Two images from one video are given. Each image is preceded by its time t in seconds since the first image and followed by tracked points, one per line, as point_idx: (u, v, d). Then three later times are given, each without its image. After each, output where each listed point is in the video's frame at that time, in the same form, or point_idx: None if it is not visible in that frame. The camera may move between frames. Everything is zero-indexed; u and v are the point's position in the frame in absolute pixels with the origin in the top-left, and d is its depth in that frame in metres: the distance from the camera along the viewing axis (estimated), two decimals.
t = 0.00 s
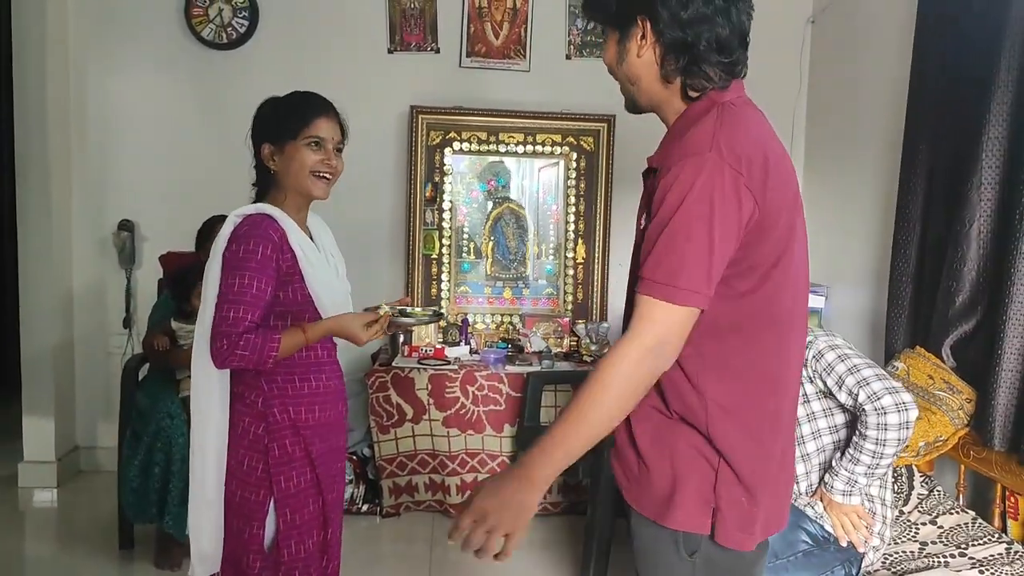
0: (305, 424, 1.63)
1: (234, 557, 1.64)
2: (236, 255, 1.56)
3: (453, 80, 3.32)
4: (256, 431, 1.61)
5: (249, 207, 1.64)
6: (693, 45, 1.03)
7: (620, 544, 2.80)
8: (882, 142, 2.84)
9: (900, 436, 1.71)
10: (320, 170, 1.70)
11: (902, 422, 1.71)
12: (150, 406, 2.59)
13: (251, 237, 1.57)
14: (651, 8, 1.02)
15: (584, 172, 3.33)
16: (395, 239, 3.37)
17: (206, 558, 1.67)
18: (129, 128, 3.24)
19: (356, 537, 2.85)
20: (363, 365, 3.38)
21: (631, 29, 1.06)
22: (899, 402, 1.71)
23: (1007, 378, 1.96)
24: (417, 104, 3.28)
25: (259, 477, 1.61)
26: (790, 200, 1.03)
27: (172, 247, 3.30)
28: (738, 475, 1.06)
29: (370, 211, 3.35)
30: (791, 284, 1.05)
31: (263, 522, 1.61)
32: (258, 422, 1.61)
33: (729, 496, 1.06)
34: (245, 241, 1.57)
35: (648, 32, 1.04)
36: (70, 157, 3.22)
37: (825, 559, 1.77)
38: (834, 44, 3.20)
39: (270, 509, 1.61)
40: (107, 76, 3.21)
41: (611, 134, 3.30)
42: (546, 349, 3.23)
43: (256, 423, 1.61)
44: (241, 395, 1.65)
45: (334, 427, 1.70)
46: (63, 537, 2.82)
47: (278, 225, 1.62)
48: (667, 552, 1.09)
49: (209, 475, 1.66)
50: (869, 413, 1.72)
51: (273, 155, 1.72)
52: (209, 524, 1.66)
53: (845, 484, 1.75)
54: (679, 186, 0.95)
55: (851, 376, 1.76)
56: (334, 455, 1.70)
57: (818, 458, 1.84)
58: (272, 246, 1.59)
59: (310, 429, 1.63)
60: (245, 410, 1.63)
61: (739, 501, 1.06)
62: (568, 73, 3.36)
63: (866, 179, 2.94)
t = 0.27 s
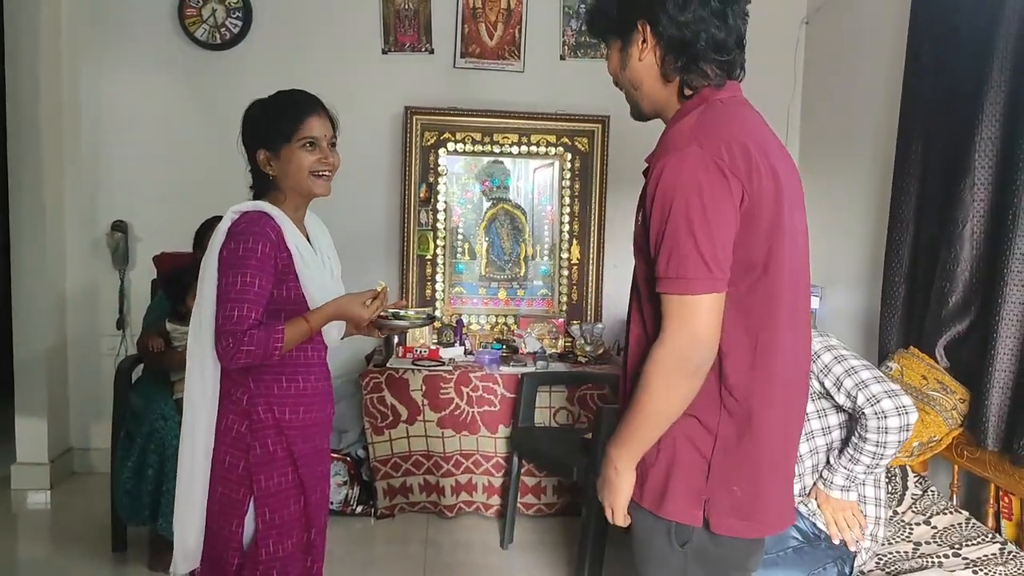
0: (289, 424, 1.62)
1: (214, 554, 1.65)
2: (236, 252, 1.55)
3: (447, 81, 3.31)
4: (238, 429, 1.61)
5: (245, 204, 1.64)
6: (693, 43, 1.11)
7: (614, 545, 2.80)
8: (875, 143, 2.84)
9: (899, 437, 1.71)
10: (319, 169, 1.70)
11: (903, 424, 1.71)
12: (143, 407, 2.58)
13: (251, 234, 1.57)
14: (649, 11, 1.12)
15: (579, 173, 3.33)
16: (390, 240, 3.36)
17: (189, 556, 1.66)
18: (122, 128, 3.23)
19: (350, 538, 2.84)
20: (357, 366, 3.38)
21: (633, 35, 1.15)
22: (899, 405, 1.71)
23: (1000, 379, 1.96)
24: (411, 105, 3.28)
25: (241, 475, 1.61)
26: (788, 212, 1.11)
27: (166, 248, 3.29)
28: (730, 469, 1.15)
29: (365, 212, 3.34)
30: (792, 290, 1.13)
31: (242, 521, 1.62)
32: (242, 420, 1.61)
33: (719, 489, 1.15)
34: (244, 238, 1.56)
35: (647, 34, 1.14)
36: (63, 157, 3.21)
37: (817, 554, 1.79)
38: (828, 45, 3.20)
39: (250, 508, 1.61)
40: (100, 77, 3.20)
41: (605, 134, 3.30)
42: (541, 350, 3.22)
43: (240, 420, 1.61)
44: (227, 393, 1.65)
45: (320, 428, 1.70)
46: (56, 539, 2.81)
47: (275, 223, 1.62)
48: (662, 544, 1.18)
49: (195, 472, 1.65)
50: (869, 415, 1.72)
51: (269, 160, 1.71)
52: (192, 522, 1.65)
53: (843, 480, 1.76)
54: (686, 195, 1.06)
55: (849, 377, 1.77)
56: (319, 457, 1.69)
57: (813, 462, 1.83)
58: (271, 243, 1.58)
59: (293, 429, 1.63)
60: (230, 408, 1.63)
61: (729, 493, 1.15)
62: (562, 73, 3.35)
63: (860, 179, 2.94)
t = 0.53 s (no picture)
0: (281, 425, 1.62)
1: (206, 553, 1.65)
2: (219, 253, 1.55)
3: (444, 81, 3.31)
4: (230, 429, 1.61)
5: (230, 205, 1.64)
6: (701, 53, 1.16)
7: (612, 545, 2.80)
8: (872, 143, 2.84)
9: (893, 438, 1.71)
10: (313, 168, 1.70)
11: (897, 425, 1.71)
12: (140, 408, 2.58)
13: (235, 234, 1.56)
14: (659, 23, 1.16)
15: (576, 173, 3.33)
16: (387, 240, 3.36)
17: (182, 557, 1.66)
18: (118, 129, 3.23)
19: (347, 539, 2.84)
20: (354, 366, 3.38)
21: (643, 44, 1.20)
22: (892, 406, 1.71)
23: (997, 379, 1.96)
24: (408, 105, 3.28)
25: (232, 476, 1.60)
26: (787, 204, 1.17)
27: (163, 248, 3.29)
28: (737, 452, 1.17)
29: (362, 212, 3.34)
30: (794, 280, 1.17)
31: (235, 521, 1.61)
32: (233, 420, 1.61)
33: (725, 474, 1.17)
34: (227, 238, 1.56)
35: (657, 45, 1.18)
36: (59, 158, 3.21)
37: (813, 556, 1.78)
38: (824, 45, 3.21)
39: (243, 509, 1.61)
40: (96, 77, 3.20)
41: (602, 135, 3.30)
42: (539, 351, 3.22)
43: (231, 421, 1.61)
44: (219, 394, 1.65)
45: (315, 428, 1.69)
46: (52, 541, 2.81)
47: (261, 223, 1.62)
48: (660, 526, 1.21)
49: (188, 473, 1.65)
50: (863, 415, 1.72)
51: (264, 155, 1.70)
52: (185, 522, 1.65)
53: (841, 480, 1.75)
54: (702, 182, 1.10)
55: (844, 379, 1.77)
56: (314, 457, 1.69)
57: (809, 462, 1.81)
58: (254, 243, 1.58)
59: (285, 429, 1.62)
60: (221, 408, 1.63)
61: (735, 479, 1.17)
62: (559, 74, 3.35)
63: (856, 179, 2.95)
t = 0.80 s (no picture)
0: (278, 425, 1.62)
1: (206, 553, 1.65)
2: (209, 251, 1.55)
3: (443, 81, 3.31)
4: (227, 429, 1.61)
5: (223, 206, 1.64)
6: (698, 53, 1.19)
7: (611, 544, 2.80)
8: (871, 142, 2.84)
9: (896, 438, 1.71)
10: (310, 165, 1.70)
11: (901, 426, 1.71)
12: (139, 407, 2.58)
13: (225, 233, 1.56)
14: (654, 32, 1.20)
15: (576, 172, 3.33)
16: (386, 240, 3.36)
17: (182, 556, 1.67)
18: (117, 128, 3.23)
19: (346, 539, 2.84)
20: (354, 366, 3.38)
21: (640, 55, 1.23)
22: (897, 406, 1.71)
23: (996, 378, 1.96)
24: (407, 105, 3.28)
25: (229, 475, 1.61)
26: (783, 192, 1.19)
27: (162, 248, 3.29)
28: (731, 434, 1.19)
29: (361, 212, 3.34)
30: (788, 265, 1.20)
31: (232, 519, 1.61)
32: (230, 419, 1.61)
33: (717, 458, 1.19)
34: (217, 236, 1.56)
35: (655, 52, 1.21)
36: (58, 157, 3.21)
37: (815, 555, 1.79)
38: (824, 45, 3.21)
39: (239, 507, 1.61)
40: (95, 77, 3.20)
41: (602, 134, 3.30)
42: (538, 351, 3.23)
43: (228, 420, 1.61)
44: (217, 392, 1.64)
45: (313, 427, 1.69)
46: (51, 541, 2.81)
47: (254, 222, 1.61)
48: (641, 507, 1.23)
49: (186, 471, 1.66)
50: (867, 415, 1.72)
51: (263, 146, 1.70)
52: (186, 521, 1.66)
53: (842, 480, 1.77)
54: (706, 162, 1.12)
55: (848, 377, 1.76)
56: (313, 456, 1.68)
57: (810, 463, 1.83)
58: (242, 241, 1.57)
59: (283, 428, 1.62)
60: (219, 408, 1.63)
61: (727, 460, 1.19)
62: (558, 73, 3.35)
63: (855, 178, 2.95)
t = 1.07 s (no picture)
0: (285, 420, 1.63)
1: (214, 548, 1.66)
2: (211, 249, 1.57)
3: (448, 78, 3.31)
4: (235, 424, 1.62)
5: (225, 204, 1.64)
6: (663, 58, 1.23)
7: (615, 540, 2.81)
8: (876, 138, 2.84)
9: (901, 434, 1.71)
10: (310, 169, 1.71)
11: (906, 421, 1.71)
12: (145, 404, 2.59)
13: (225, 231, 1.57)
14: (619, 43, 1.24)
15: (581, 169, 3.33)
16: (391, 238, 3.37)
17: (191, 552, 1.68)
18: (123, 126, 3.24)
19: (352, 535, 2.85)
20: (359, 362, 3.39)
21: (610, 67, 1.27)
22: (902, 402, 1.70)
23: (1001, 375, 1.96)
24: (412, 102, 3.28)
25: (237, 471, 1.61)
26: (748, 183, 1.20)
27: (168, 246, 3.30)
28: (700, 429, 1.19)
29: (366, 209, 3.35)
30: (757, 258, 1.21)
31: (240, 514, 1.62)
32: (238, 415, 1.62)
33: (689, 454, 1.19)
34: (220, 234, 1.57)
35: (622, 62, 1.25)
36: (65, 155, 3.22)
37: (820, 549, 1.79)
38: (828, 41, 3.20)
39: (247, 502, 1.62)
40: (101, 75, 3.21)
41: (606, 131, 3.31)
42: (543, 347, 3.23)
43: (235, 416, 1.62)
44: (224, 388, 1.65)
45: (320, 422, 1.69)
46: (59, 537, 2.82)
47: (255, 219, 1.61)
48: (618, 505, 1.24)
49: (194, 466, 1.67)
50: (872, 410, 1.72)
51: (260, 155, 1.70)
52: (194, 516, 1.67)
53: (847, 476, 1.79)
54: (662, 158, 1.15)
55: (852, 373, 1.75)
56: (320, 452, 1.69)
57: (815, 458, 1.85)
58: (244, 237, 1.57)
59: (290, 424, 1.63)
60: (226, 403, 1.64)
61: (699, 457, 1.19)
62: (563, 70, 3.35)
63: (860, 175, 2.95)
